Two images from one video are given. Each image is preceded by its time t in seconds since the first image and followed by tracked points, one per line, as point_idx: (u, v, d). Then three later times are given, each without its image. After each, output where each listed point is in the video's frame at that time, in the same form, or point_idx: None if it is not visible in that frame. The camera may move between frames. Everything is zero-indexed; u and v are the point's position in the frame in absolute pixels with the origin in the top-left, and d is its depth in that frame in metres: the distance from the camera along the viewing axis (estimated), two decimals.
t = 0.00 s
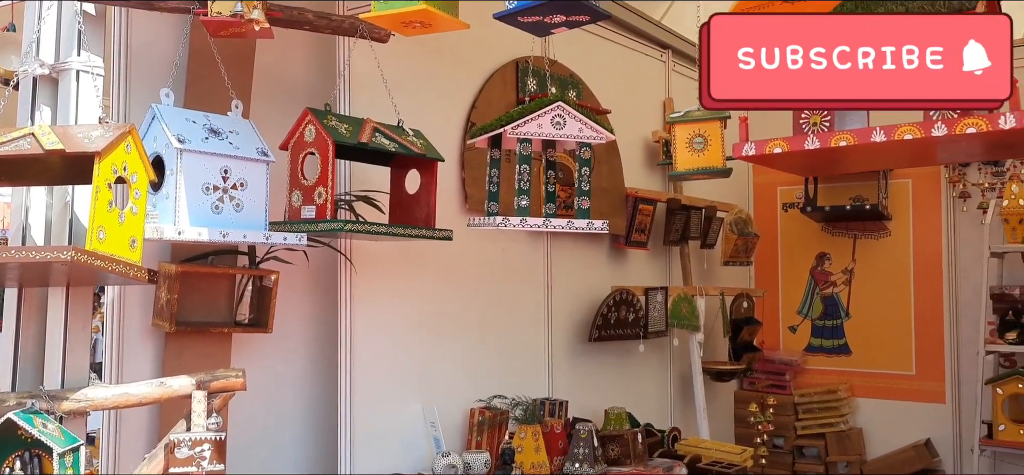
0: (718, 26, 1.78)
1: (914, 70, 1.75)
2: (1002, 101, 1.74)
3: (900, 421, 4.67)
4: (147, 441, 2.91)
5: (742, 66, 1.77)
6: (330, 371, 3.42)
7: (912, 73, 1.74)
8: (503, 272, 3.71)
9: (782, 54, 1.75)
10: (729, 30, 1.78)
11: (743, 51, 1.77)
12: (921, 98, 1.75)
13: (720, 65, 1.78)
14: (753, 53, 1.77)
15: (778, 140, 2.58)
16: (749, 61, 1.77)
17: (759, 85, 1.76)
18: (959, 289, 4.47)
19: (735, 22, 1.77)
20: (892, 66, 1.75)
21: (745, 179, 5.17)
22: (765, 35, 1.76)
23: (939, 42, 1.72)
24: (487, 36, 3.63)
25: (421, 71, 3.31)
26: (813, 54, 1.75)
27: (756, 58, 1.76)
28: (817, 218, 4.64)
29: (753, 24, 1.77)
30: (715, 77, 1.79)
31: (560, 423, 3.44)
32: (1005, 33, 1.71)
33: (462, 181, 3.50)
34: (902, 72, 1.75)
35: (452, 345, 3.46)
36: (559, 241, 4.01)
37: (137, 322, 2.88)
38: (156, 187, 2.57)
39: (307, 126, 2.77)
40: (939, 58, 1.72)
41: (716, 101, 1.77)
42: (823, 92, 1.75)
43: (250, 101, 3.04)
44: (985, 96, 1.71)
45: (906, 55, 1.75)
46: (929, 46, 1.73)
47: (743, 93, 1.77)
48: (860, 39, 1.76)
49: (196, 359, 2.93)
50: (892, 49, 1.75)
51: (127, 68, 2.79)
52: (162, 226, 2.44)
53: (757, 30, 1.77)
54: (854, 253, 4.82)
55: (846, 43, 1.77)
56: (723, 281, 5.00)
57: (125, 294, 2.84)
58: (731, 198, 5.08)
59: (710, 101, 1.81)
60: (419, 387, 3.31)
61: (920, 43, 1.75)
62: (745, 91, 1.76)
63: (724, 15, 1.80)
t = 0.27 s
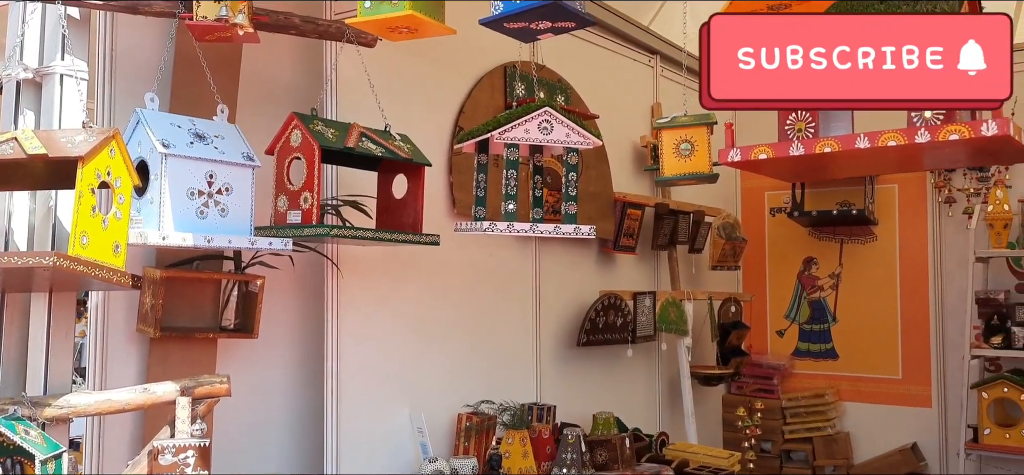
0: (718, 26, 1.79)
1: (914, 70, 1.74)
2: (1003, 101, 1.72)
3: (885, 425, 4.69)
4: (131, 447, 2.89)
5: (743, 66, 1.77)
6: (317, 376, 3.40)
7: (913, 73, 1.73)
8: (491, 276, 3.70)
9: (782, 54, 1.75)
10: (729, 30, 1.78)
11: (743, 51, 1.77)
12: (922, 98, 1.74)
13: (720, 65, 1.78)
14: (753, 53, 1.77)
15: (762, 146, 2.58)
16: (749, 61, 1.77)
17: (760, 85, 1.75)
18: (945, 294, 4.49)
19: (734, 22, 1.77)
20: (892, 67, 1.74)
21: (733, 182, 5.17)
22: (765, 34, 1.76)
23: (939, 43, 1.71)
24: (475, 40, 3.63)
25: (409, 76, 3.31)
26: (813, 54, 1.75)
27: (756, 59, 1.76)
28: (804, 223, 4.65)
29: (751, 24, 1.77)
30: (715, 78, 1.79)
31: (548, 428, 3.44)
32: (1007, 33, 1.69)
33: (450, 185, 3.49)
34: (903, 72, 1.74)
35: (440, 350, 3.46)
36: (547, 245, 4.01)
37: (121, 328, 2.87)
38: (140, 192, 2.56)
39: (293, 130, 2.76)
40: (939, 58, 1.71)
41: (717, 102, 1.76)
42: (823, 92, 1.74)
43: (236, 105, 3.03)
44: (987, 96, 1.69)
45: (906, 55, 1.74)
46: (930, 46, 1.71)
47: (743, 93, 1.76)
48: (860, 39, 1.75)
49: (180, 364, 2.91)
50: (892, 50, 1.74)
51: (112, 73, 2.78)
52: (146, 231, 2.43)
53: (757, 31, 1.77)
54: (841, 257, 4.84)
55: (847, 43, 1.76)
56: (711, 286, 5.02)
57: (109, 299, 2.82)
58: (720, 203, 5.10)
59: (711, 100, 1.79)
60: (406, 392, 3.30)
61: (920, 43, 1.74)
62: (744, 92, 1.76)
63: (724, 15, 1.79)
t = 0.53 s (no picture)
0: (718, 26, 2.01)
1: (914, 69, 1.95)
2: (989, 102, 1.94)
3: (869, 431, 4.72)
4: (111, 454, 2.86)
5: (744, 66, 1.99)
6: (299, 383, 3.38)
7: (912, 73, 1.95)
8: (476, 282, 3.69)
9: (782, 55, 1.97)
10: (728, 29, 2.00)
11: (744, 52, 1.99)
12: (921, 97, 1.95)
13: (721, 65, 2.00)
14: (753, 53, 1.99)
15: (745, 153, 2.60)
16: (749, 62, 1.99)
17: (760, 83, 1.97)
18: (928, 299, 4.55)
19: (738, 27, 1.99)
20: (892, 66, 1.95)
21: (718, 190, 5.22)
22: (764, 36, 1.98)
23: (940, 44, 1.92)
24: (459, 45, 3.62)
25: (393, 81, 3.30)
26: (813, 54, 1.96)
27: (755, 59, 1.98)
28: (788, 228, 4.67)
29: (751, 25, 1.99)
30: (715, 78, 2.02)
31: (533, 434, 3.45)
32: (1003, 33, 1.93)
33: (435, 190, 3.47)
34: (903, 72, 1.95)
35: (423, 355, 3.44)
36: (532, 251, 4.00)
37: (101, 333, 2.84)
38: (120, 197, 2.53)
39: (277, 135, 2.75)
40: (939, 59, 1.93)
41: (718, 100, 1.98)
42: (823, 90, 1.95)
43: (218, 110, 3.00)
44: (973, 95, 1.91)
45: (906, 55, 1.95)
46: (930, 47, 1.93)
47: (742, 92, 1.98)
48: (860, 41, 1.96)
49: (161, 371, 2.88)
50: (892, 51, 1.95)
51: (93, 77, 2.76)
52: (127, 236, 2.40)
53: (756, 31, 1.99)
54: (825, 264, 4.85)
55: (846, 44, 1.97)
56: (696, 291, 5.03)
57: (89, 305, 2.79)
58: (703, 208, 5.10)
59: (712, 98, 2.01)
60: (389, 398, 3.28)
61: (920, 44, 1.95)
62: (742, 90, 1.98)
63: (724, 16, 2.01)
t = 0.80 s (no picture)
0: (713, 35, 2.09)
1: (906, 77, 2.01)
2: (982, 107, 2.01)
3: (854, 436, 4.74)
4: (94, 461, 2.84)
5: (735, 74, 2.07)
6: (285, 389, 3.37)
7: (904, 80, 2.01)
8: (462, 287, 3.69)
9: (772, 64, 2.05)
10: (721, 38, 2.09)
11: (736, 60, 2.07)
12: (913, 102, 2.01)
13: (714, 74, 2.08)
14: (745, 62, 2.07)
15: (729, 160, 2.59)
16: (741, 69, 2.07)
17: (751, 91, 2.06)
18: (911, 303, 4.45)
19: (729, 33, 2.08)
20: (884, 74, 2.01)
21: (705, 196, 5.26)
22: (757, 44, 2.06)
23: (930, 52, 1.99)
24: (447, 50, 3.62)
25: (379, 87, 3.30)
26: (804, 63, 2.04)
27: (746, 68, 2.06)
28: (774, 233, 4.66)
29: (742, 34, 2.07)
30: (709, 85, 2.09)
31: (519, 440, 3.39)
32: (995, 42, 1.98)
33: (422, 196, 3.47)
34: (894, 79, 2.01)
35: (410, 361, 3.43)
36: (519, 256, 4.00)
37: (85, 339, 2.82)
38: (104, 202, 2.52)
39: (261, 141, 2.75)
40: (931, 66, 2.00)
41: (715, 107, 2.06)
42: (813, 96, 2.03)
43: (204, 115, 3.00)
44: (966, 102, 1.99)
45: (897, 63, 2.01)
46: (921, 55, 2.00)
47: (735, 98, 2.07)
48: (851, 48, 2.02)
49: (145, 377, 2.87)
50: (884, 58, 2.01)
51: (78, 82, 2.75)
52: (110, 242, 2.39)
53: (749, 39, 2.07)
54: (811, 269, 4.84)
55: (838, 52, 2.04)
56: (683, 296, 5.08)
57: (73, 311, 2.78)
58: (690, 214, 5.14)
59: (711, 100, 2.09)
60: (375, 404, 3.28)
61: (911, 52, 2.01)
62: (735, 95, 2.07)
63: (718, 25, 2.10)
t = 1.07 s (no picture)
0: (717, 28, 1.92)
1: (914, 69, 1.85)
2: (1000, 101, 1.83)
3: (837, 442, 4.64)
4: (73, 469, 2.81)
5: (743, 65, 1.90)
6: (267, 396, 3.35)
7: (912, 73, 1.85)
8: (446, 294, 3.68)
9: (782, 54, 1.88)
10: (728, 31, 1.92)
11: (743, 51, 1.90)
12: (922, 97, 1.85)
13: (721, 65, 1.91)
14: (753, 53, 1.90)
15: (712, 167, 2.61)
16: (749, 61, 1.90)
17: (759, 83, 1.88)
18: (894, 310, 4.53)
19: (735, 23, 1.91)
20: (892, 66, 1.86)
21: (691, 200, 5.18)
22: (764, 36, 1.89)
23: (939, 43, 1.82)
24: (432, 56, 3.62)
25: (363, 93, 3.29)
26: (813, 54, 1.87)
27: (756, 59, 1.89)
28: (758, 239, 4.69)
29: (750, 26, 1.90)
30: (715, 78, 1.92)
31: (503, 445, 3.38)
32: (1005, 33, 1.83)
33: (406, 202, 3.46)
34: (903, 72, 1.86)
35: (393, 368, 3.42)
36: (504, 262, 4.00)
37: (64, 345, 2.79)
38: (84, 208, 2.50)
39: (244, 146, 2.74)
40: (939, 58, 1.83)
41: (717, 101, 1.88)
42: (820, 89, 1.86)
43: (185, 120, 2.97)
44: (987, 95, 1.80)
45: (906, 55, 1.86)
46: (929, 46, 1.83)
47: (743, 90, 1.89)
48: (860, 39, 1.87)
49: (126, 384, 2.85)
50: (892, 50, 1.86)
51: (58, 87, 2.72)
52: (90, 248, 2.37)
53: (756, 32, 1.90)
54: (794, 274, 4.67)
55: (846, 43, 1.88)
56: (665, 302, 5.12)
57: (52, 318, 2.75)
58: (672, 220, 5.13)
59: (711, 100, 1.92)
60: (358, 411, 3.27)
61: (920, 43, 1.85)
62: (741, 86, 1.89)
63: (726, 17, 1.93)
